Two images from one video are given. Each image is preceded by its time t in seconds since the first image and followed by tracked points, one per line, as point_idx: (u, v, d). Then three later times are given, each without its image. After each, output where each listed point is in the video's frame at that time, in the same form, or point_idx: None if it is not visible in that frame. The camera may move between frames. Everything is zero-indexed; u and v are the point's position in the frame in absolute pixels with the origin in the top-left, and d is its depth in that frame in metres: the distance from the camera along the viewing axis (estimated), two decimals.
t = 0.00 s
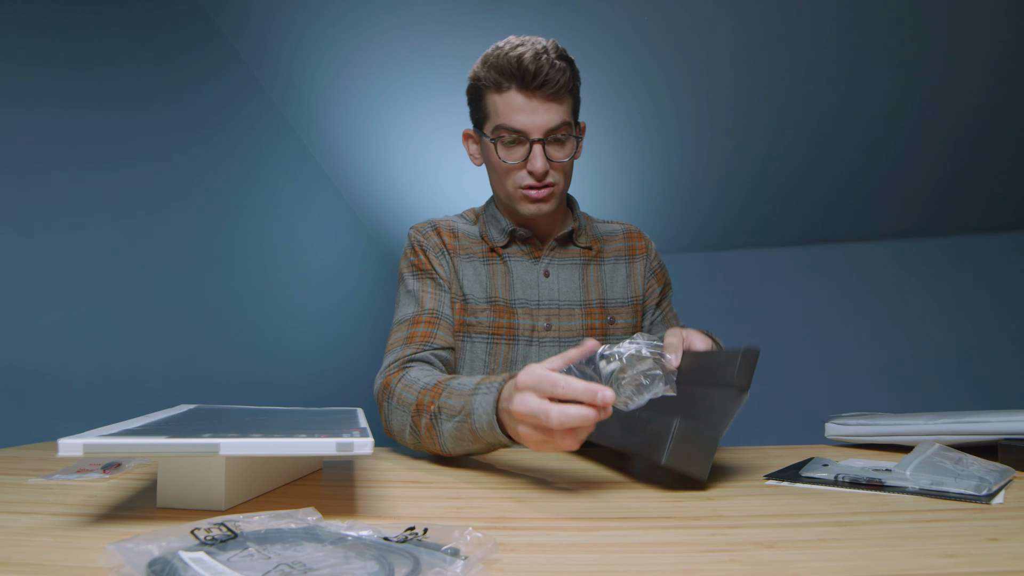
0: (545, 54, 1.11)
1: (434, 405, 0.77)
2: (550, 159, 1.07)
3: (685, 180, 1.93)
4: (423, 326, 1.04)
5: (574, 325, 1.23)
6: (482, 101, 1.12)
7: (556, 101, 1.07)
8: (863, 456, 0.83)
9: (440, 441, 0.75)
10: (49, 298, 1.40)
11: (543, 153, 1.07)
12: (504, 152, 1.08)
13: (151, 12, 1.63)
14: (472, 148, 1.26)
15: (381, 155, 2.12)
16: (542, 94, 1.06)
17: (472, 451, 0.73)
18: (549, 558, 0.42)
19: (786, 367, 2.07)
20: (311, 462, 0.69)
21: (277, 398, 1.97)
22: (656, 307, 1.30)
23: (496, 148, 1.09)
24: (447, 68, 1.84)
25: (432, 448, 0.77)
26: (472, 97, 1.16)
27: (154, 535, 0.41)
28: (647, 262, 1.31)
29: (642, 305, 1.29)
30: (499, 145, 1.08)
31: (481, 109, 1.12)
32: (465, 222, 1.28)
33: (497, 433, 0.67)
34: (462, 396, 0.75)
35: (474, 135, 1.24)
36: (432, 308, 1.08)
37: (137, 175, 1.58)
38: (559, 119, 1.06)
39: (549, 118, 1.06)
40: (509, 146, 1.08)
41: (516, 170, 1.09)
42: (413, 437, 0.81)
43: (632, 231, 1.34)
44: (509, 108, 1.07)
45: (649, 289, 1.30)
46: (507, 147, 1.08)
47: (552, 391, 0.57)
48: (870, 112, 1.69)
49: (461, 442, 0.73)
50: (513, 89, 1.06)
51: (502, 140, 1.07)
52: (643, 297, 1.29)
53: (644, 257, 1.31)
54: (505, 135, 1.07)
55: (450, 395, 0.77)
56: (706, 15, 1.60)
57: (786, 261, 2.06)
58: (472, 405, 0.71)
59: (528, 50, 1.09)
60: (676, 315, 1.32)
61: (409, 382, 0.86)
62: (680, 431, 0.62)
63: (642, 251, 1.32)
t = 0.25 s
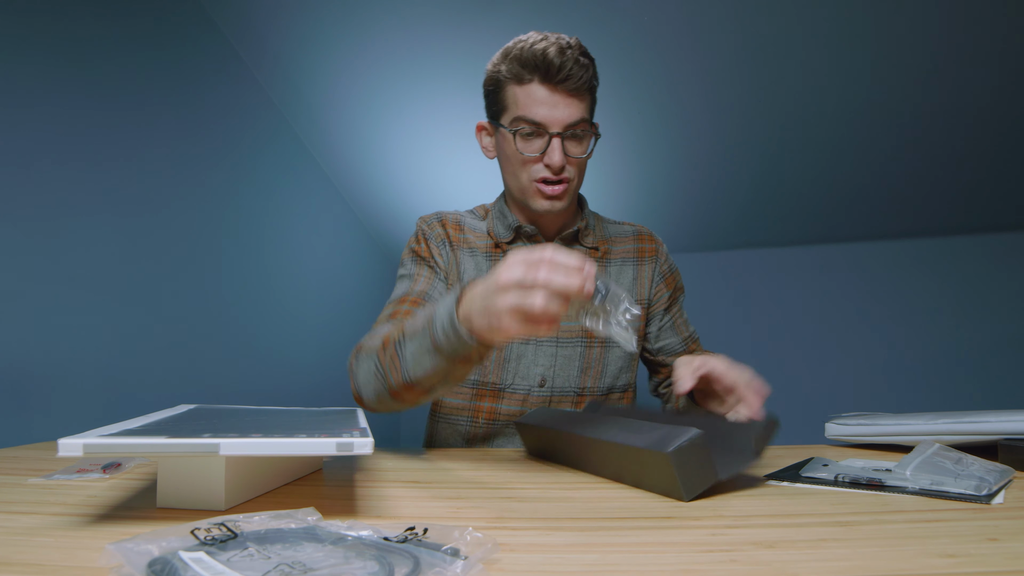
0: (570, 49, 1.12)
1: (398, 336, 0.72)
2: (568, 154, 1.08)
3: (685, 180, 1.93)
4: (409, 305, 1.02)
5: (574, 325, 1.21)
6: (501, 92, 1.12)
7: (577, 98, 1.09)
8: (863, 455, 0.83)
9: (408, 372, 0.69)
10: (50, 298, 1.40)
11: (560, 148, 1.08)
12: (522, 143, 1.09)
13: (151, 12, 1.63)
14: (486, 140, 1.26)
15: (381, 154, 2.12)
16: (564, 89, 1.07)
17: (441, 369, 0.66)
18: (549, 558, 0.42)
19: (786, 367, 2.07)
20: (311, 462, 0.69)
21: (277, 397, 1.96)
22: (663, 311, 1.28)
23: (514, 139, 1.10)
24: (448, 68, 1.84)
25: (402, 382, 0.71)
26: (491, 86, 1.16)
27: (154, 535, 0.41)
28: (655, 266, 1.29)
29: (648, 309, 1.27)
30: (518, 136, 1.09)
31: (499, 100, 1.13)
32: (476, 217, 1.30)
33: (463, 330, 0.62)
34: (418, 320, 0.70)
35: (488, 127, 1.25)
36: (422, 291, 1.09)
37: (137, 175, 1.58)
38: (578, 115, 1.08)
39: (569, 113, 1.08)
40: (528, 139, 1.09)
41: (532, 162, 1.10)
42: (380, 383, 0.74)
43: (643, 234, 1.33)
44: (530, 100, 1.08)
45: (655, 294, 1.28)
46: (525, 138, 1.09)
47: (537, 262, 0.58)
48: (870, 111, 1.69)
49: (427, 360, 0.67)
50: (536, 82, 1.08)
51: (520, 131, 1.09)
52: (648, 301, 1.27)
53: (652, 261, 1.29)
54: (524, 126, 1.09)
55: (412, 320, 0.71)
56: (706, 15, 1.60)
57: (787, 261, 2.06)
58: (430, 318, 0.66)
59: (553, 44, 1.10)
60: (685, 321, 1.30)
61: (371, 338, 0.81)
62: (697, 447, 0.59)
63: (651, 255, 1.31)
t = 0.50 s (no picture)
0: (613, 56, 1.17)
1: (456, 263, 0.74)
2: (606, 154, 1.13)
3: (685, 180, 1.93)
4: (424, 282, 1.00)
5: (578, 317, 1.23)
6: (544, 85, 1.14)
7: (620, 103, 1.14)
8: (863, 455, 0.83)
9: (456, 302, 0.72)
10: (50, 298, 1.40)
11: (601, 147, 1.12)
12: (566, 138, 1.12)
13: (151, 13, 1.63)
14: (512, 131, 1.25)
15: (381, 155, 2.12)
16: (611, 92, 1.12)
17: (495, 303, 0.69)
18: (549, 558, 0.42)
19: (786, 368, 2.07)
20: (311, 462, 0.69)
21: (276, 398, 1.96)
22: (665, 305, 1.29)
23: (557, 132, 1.12)
24: (447, 69, 1.84)
25: (443, 312, 0.73)
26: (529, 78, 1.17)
27: (154, 535, 0.41)
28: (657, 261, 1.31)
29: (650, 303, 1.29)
30: (561, 130, 1.11)
31: (541, 92, 1.15)
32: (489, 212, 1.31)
33: (544, 268, 0.65)
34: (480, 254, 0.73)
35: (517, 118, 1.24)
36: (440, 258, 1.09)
37: (137, 176, 1.58)
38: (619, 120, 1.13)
39: (612, 116, 1.12)
40: (572, 134, 1.12)
41: (572, 157, 1.12)
42: (414, 312, 0.77)
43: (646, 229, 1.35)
44: (578, 97, 1.11)
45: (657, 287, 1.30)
46: (569, 133, 1.11)
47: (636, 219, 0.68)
48: (870, 112, 1.69)
49: (483, 291, 0.70)
50: (584, 80, 1.11)
51: (565, 126, 1.11)
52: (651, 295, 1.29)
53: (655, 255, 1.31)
54: (569, 121, 1.11)
55: (475, 252, 0.74)
56: (706, 16, 1.60)
57: (786, 262, 2.06)
58: (502, 250, 0.69)
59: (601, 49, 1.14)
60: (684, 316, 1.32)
61: (408, 272, 0.83)
62: (709, 462, 0.59)
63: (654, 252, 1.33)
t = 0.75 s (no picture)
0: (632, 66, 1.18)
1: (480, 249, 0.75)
2: (622, 161, 1.12)
3: (684, 180, 1.94)
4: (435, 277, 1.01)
5: (586, 318, 1.22)
6: (565, 88, 1.14)
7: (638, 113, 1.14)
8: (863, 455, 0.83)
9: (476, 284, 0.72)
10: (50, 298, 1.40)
11: (618, 154, 1.12)
12: (584, 142, 1.11)
13: (150, 13, 1.63)
14: (527, 131, 1.26)
15: (381, 155, 2.12)
16: (631, 100, 1.12)
17: (515, 285, 0.69)
18: (549, 558, 0.42)
19: (785, 368, 2.07)
20: (311, 462, 0.69)
21: (276, 398, 1.96)
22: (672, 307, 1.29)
23: (575, 136, 1.12)
24: (447, 69, 1.84)
25: (461, 290, 0.73)
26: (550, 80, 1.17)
27: (154, 535, 0.41)
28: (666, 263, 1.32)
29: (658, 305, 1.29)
30: (580, 133, 1.11)
31: (561, 95, 1.14)
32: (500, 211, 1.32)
33: (570, 251, 0.65)
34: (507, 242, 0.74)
35: (534, 119, 1.24)
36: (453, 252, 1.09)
37: (137, 176, 1.58)
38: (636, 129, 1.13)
39: (630, 124, 1.13)
40: (589, 138, 1.11)
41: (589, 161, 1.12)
42: (430, 290, 0.76)
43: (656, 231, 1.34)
44: (597, 102, 1.11)
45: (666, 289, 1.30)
46: (587, 137, 1.11)
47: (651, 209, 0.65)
48: (869, 111, 1.69)
49: (505, 273, 0.70)
50: (605, 87, 1.11)
51: (584, 130, 1.10)
52: (660, 297, 1.28)
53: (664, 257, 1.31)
54: (588, 126, 1.11)
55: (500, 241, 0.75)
56: (705, 16, 1.60)
57: (785, 261, 2.06)
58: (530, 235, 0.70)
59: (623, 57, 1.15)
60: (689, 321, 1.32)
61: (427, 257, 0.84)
62: (709, 462, 0.59)
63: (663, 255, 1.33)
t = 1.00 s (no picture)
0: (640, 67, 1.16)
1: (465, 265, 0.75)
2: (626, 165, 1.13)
3: (684, 180, 1.93)
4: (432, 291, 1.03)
5: (589, 320, 1.22)
6: (570, 90, 1.14)
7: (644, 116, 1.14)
8: (863, 455, 0.83)
9: (465, 301, 0.72)
10: (50, 298, 1.40)
11: (621, 158, 1.12)
12: (587, 146, 1.11)
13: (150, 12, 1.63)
14: (533, 131, 1.27)
15: (381, 155, 2.12)
16: (636, 104, 1.11)
17: (503, 304, 0.70)
18: (549, 558, 0.42)
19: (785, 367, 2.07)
20: (311, 462, 0.69)
21: (276, 398, 1.96)
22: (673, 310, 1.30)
23: (578, 139, 1.12)
24: (446, 69, 1.83)
25: (448, 310, 0.73)
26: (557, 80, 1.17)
27: (154, 535, 0.41)
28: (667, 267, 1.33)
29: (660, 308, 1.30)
30: (583, 137, 1.11)
31: (566, 97, 1.14)
32: (503, 212, 1.32)
33: (551, 271, 0.66)
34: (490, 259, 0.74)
35: (540, 119, 1.24)
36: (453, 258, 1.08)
37: (137, 176, 1.58)
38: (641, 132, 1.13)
39: (635, 128, 1.12)
40: (593, 142, 1.11)
41: (591, 165, 1.12)
42: (419, 309, 0.76)
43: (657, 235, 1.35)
44: (602, 106, 1.10)
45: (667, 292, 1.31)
46: (590, 141, 1.11)
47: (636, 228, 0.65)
48: (869, 111, 1.69)
49: (490, 292, 0.70)
50: (611, 90, 1.11)
51: (587, 134, 1.11)
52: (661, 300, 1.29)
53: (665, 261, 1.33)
54: (591, 129, 1.11)
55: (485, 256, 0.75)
56: (705, 16, 1.60)
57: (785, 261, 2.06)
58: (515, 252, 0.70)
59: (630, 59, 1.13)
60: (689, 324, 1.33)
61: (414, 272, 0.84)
62: (710, 461, 0.59)
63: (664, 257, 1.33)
